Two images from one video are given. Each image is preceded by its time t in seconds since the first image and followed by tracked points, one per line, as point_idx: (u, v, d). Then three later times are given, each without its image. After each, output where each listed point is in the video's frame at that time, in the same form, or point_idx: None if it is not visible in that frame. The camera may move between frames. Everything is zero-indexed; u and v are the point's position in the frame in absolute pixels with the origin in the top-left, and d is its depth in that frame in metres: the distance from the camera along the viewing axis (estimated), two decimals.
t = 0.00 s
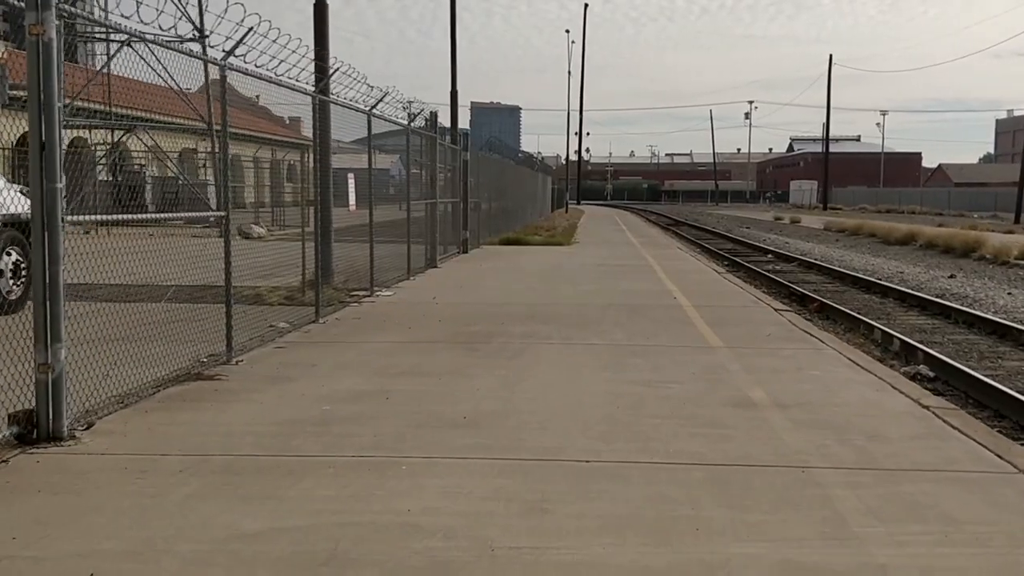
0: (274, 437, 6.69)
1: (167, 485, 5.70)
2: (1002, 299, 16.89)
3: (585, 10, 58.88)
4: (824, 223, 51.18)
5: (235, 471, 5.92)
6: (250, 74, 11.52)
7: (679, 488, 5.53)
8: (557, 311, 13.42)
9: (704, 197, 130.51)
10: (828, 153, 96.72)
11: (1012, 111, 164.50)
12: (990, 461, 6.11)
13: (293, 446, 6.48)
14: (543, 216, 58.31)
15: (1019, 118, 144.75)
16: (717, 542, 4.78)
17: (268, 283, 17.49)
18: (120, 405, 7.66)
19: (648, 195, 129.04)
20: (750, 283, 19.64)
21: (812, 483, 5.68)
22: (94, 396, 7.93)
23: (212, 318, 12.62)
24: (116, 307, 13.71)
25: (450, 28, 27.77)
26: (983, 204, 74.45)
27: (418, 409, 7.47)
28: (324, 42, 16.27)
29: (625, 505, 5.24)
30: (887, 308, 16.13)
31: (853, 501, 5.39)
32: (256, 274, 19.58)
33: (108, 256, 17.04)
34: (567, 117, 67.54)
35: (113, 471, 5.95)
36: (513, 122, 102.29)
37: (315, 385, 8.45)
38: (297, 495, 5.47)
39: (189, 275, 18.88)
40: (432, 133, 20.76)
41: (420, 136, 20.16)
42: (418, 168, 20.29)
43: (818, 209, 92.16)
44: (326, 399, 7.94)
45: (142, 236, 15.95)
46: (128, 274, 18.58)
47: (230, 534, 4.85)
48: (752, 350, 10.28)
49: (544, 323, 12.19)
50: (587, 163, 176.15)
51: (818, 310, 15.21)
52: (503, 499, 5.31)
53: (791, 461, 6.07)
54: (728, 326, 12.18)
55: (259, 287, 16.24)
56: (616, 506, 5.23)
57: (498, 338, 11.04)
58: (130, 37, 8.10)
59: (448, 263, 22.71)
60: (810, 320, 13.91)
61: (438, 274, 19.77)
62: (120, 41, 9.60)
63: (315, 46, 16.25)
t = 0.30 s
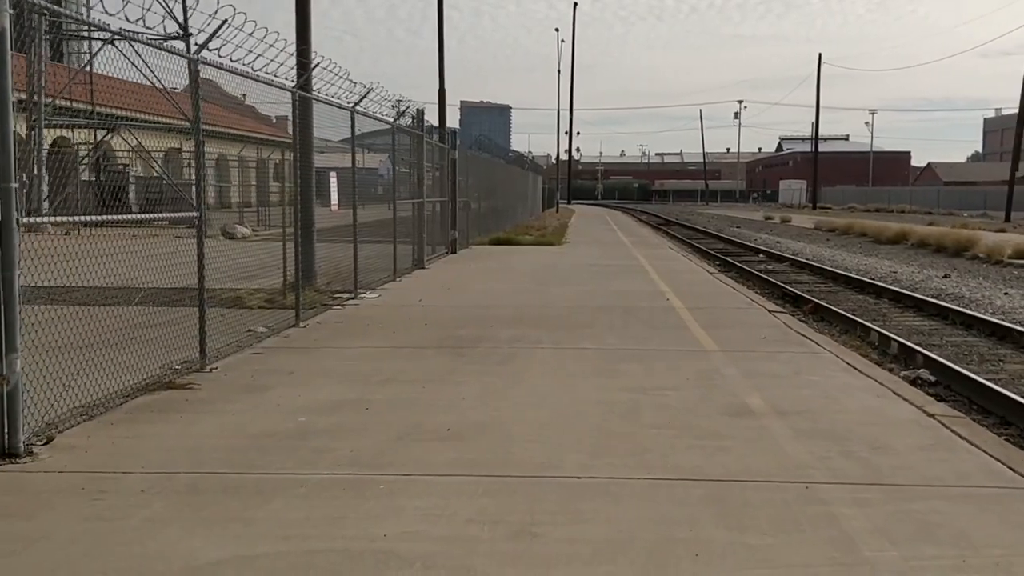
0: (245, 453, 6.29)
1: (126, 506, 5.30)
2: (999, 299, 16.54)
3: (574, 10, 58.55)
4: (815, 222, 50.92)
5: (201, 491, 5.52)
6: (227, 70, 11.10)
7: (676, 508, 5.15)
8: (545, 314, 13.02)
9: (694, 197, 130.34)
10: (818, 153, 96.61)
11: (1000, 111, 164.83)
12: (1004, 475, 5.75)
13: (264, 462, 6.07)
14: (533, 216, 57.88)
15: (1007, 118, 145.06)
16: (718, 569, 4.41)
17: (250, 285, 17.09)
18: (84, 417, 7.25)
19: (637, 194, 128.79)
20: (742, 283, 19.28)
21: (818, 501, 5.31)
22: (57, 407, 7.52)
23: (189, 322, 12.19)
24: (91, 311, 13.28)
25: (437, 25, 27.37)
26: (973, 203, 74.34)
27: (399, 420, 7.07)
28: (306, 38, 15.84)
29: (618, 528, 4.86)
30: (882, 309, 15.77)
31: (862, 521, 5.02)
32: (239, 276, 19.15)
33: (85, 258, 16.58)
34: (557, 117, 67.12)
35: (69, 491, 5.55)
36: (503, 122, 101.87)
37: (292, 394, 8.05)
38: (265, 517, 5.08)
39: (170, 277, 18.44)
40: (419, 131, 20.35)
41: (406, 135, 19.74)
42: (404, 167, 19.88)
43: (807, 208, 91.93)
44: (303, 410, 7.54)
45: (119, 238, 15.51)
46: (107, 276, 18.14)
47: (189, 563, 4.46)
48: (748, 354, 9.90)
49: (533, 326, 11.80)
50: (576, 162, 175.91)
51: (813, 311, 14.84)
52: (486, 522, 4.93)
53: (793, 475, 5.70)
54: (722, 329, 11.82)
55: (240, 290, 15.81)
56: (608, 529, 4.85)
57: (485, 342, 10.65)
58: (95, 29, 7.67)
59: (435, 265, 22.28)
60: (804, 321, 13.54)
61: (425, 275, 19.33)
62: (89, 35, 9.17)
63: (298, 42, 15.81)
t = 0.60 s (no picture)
0: (194, 471, 5.87)
1: (60, 534, 4.87)
2: (973, 298, 16.32)
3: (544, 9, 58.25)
4: (786, 221, 50.92)
5: (142, 517, 5.10)
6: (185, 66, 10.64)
7: (657, 530, 4.79)
8: (516, 316, 12.65)
9: (665, 196, 130.56)
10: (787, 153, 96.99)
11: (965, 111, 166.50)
12: (999, 489, 5.43)
13: (214, 482, 5.66)
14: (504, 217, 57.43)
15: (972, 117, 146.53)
16: None
17: (211, 288, 16.60)
18: (23, 433, 6.79)
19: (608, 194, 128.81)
20: (715, 283, 19.00)
21: (806, 520, 4.97)
22: None
23: (144, 328, 11.71)
24: (42, 316, 12.74)
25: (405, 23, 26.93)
26: (940, 202, 74.84)
27: (360, 434, 6.66)
28: (267, 33, 15.37)
29: (594, 554, 4.49)
30: (857, 309, 15.52)
31: (855, 542, 4.68)
32: (201, 278, 18.63)
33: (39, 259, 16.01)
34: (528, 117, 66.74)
35: None
36: (474, 122, 101.40)
37: (249, 406, 7.62)
38: (211, 546, 4.66)
39: (129, 279, 17.89)
40: (385, 129, 19.91)
41: (372, 133, 19.30)
42: (371, 166, 19.43)
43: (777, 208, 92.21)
44: (260, 422, 7.12)
45: (74, 239, 14.96)
46: (64, 278, 17.56)
47: None
48: (724, 359, 9.58)
49: (502, 330, 11.42)
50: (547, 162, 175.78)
51: (788, 313, 14.55)
52: (452, 549, 4.54)
53: (778, 491, 5.37)
54: (697, 332, 11.50)
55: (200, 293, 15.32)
56: (584, 555, 4.49)
57: (452, 347, 10.26)
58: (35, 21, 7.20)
59: (404, 266, 21.84)
60: (780, 323, 13.24)
61: (393, 277, 18.89)
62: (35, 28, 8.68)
63: (259, 38, 15.34)
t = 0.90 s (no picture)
0: (118, 496, 5.40)
1: None
2: (929, 296, 16.22)
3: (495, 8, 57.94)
4: (738, 220, 51.06)
5: (57, 548, 4.63)
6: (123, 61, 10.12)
7: (620, 555, 4.43)
8: (470, 320, 12.26)
9: (618, 195, 130.87)
10: (738, 151, 97.56)
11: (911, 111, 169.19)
12: (977, 502, 5.16)
13: (142, 508, 5.21)
14: (457, 216, 56.97)
15: (917, 117, 149.02)
16: None
17: (152, 291, 16.00)
18: None
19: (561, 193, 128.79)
20: (671, 283, 18.76)
21: (778, 539, 4.65)
22: None
23: (76, 335, 11.12)
24: None
25: (355, 19, 26.41)
26: (888, 200, 75.72)
27: (302, 452, 6.23)
28: (210, 28, 14.82)
29: None
30: (813, 309, 15.34)
31: (832, 564, 4.37)
32: (141, 280, 17.97)
33: None
34: (480, 116, 66.35)
35: None
36: (427, 121, 100.72)
37: (183, 421, 7.15)
38: None
39: (65, 282, 17.18)
40: (334, 128, 19.40)
41: (320, 131, 18.78)
42: (318, 164, 18.93)
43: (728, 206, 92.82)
44: (195, 438, 6.65)
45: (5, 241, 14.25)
46: None
47: None
48: (685, 363, 9.27)
49: (455, 334, 11.03)
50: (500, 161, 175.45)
51: (745, 314, 14.32)
52: None
53: (745, 508, 5.05)
54: (654, 334, 11.20)
55: (138, 298, 14.69)
56: None
57: (403, 353, 9.84)
58: None
59: (353, 266, 21.34)
60: (738, 324, 12.99)
61: (342, 279, 18.39)
62: None
63: (201, 32, 14.78)
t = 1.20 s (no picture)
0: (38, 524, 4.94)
1: None
2: (892, 296, 16.06)
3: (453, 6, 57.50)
4: (698, 219, 51.03)
5: None
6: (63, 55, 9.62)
7: None
8: (428, 324, 11.84)
9: (579, 194, 130.87)
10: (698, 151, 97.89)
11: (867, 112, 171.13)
12: (961, 520, 4.86)
13: (63, 537, 4.75)
14: (417, 216, 56.48)
15: (873, 117, 150.72)
16: None
17: (97, 294, 15.42)
18: None
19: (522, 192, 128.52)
20: (633, 283, 18.46)
21: (755, 564, 4.32)
22: None
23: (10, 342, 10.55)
24: None
25: (310, 15, 25.86)
26: (845, 199, 76.30)
27: (243, 471, 5.80)
28: (156, 21, 14.28)
29: None
30: (777, 309, 15.12)
31: None
32: (86, 283, 17.32)
33: None
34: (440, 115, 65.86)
35: None
36: (387, 120, 99.95)
37: (117, 437, 6.68)
38: None
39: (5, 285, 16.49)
40: (286, 125, 18.90)
41: (272, 129, 18.27)
42: (269, 162, 18.42)
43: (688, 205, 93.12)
44: (128, 456, 6.20)
45: None
46: None
47: None
48: (650, 368, 8.94)
49: (412, 339, 10.62)
50: (461, 160, 174.85)
51: (711, 314, 14.05)
52: None
53: (718, 529, 4.71)
54: (617, 337, 10.88)
55: (81, 302, 14.08)
56: None
57: (356, 361, 9.41)
58: None
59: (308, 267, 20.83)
60: (702, 326, 12.71)
61: (295, 281, 17.89)
62: None
63: (147, 25, 14.22)
